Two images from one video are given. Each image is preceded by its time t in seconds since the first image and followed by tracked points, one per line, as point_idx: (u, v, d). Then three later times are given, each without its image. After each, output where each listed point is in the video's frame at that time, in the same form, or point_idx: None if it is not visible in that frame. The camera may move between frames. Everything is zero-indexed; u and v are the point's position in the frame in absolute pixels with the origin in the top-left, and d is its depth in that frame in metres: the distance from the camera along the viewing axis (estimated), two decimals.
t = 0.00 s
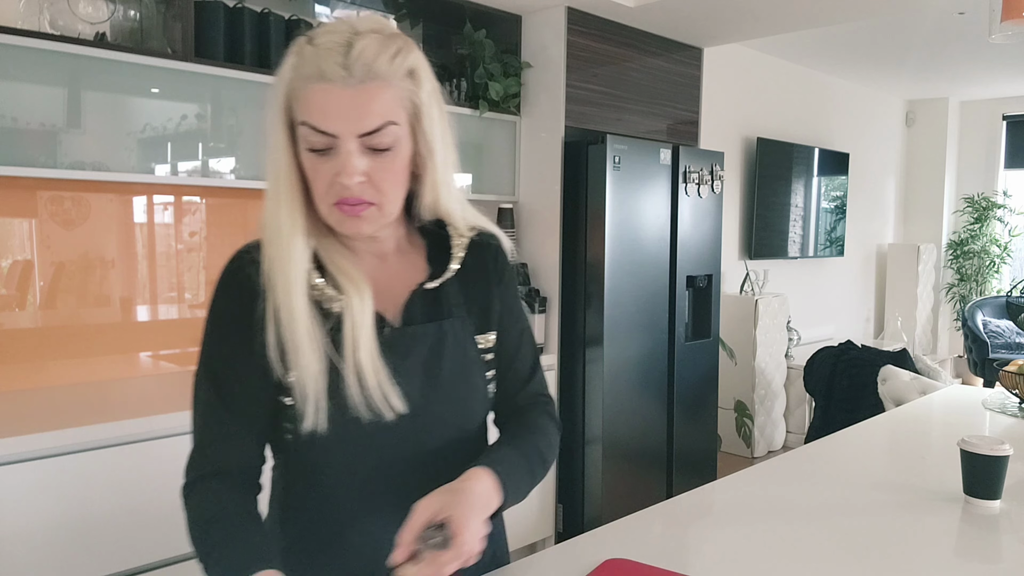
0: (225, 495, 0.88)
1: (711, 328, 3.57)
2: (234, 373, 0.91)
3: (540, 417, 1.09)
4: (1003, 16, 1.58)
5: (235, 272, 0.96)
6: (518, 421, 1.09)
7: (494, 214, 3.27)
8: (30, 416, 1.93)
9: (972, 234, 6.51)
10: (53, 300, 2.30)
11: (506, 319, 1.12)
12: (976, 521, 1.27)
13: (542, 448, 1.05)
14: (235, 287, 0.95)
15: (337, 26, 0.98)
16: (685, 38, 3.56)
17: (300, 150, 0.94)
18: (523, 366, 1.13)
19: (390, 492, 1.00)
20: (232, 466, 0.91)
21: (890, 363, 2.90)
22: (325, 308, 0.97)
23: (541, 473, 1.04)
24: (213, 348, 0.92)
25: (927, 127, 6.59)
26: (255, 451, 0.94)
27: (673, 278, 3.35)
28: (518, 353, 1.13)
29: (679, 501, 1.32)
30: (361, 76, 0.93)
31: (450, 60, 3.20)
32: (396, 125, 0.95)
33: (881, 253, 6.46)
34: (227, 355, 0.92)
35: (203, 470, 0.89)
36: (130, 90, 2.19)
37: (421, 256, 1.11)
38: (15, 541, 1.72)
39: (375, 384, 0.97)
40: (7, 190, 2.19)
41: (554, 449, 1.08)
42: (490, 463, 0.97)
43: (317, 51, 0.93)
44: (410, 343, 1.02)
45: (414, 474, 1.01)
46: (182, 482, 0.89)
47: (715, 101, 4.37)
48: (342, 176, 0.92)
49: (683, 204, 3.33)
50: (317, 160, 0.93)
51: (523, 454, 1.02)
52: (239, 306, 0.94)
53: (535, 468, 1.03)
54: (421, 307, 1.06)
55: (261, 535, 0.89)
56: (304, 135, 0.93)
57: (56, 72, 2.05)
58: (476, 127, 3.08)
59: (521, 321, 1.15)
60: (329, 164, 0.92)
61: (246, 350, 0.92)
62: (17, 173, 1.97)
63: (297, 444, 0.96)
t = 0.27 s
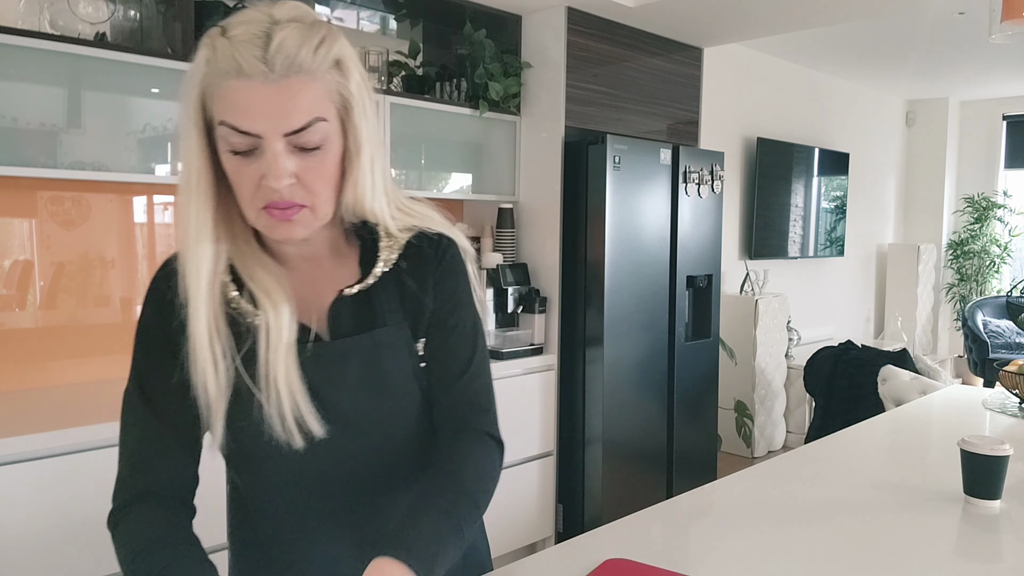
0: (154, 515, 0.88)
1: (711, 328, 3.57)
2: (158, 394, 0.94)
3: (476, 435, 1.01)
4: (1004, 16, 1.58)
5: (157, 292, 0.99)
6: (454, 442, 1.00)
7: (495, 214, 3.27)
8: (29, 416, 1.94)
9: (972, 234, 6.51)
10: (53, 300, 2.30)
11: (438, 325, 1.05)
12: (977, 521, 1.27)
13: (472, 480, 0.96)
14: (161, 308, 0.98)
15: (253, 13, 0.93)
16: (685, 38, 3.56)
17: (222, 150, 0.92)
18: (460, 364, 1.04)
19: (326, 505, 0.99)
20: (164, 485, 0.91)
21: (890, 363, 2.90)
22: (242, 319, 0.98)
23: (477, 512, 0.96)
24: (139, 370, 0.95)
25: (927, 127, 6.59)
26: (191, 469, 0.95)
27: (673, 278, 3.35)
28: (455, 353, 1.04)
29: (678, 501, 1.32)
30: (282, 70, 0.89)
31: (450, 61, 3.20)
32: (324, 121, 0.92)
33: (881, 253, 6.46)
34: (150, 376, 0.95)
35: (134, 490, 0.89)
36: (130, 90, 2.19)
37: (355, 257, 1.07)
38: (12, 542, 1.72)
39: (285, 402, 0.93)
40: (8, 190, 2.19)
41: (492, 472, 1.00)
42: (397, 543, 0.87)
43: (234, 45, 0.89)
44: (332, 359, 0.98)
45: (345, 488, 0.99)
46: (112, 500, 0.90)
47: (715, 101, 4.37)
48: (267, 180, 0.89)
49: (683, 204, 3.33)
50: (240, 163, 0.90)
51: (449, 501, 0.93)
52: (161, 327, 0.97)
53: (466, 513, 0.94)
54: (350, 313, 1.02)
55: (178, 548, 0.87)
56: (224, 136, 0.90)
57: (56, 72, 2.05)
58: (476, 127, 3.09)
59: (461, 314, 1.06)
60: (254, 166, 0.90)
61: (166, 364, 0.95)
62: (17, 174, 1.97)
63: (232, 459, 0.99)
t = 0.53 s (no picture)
0: (119, 524, 0.87)
1: (711, 328, 3.57)
2: (121, 403, 0.92)
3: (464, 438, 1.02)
4: (1004, 16, 1.58)
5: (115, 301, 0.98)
6: (441, 446, 1.01)
7: (494, 214, 3.27)
8: (29, 416, 1.94)
9: (972, 234, 6.51)
10: (53, 300, 2.30)
11: (417, 326, 1.06)
12: (977, 521, 1.27)
13: (464, 480, 0.97)
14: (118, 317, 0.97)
15: (200, 10, 0.91)
16: (685, 38, 3.56)
17: (178, 154, 0.91)
18: (442, 365, 1.05)
19: (302, 511, 1.00)
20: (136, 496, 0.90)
21: (890, 363, 2.90)
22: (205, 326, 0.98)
23: (475, 509, 0.97)
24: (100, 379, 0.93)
25: (927, 127, 6.59)
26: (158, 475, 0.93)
27: (673, 278, 3.35)
28: (436, 354, 1.05)
29: (677, 501, 1.32)
30: (241, 71, 0.88)
31: (450, 61, 3.20)
32: (286, 123, 0.92)
33: (881, 252, 6.46)
34: (112, 385, 0.93)
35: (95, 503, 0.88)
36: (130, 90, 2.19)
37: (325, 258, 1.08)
38: (11, 541, 1.72)
39: (253, 413, 0.94)
40: (7, 190, 2.19)
41: (484, 473, 1.00)
42: (407, 548, 0.88)
43: (187, 46, 0.88)
44: (303, 366, 0.98)
45: (323, 493, 1.00)
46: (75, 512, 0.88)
47: (715, 101, 4.37)
48: (230, 186, 0.90)
49: (683, 204, 3.33)
50: (200, 169, 0.90)
51: (450, 505, 0.94)
52: (122, 335, 0.96)
53: (466, 516, 0.95)
54: (324, 317, 1.03)
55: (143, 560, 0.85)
56: (181, 141, 0.90)
57: (57, 72, 2.05)
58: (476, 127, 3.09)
59: (440, 314, 1.07)
60: (216, 171, 0.90)
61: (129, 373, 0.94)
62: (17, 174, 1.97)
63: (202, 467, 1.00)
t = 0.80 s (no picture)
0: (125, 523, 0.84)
1: (711, 328, 3.57)
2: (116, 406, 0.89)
3: (465, 426, 1.03)
4: (1004, 16, 1.58)
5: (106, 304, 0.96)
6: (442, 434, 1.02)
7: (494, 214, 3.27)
8: (29, 416, 1.94)
9: (972, 234, 6.51)
10: (53, 300, 2.30)
11: (413, 322, 1.08)
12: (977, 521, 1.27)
13: (470, 466, 0.98)
14: (109, 321, 0.94)
15: (190, 9, 0.91)
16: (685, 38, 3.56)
17: (170, 156, 0.90)
18: (440, 361, 1.07)
19: (300, 513, 1.00)
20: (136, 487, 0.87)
21: (890, 363, 2.90)
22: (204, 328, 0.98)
23: (480, 492, 0.98)
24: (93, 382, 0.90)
25: (927, 127, 6.59)
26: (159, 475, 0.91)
27: (673, 278, 3.35)
28: (434, 352, 1.07)
29: (678, 501, 1.32)
30: (236, 72, 0.88)
31: (450, 61, 3.20)
32: (281, 123, 0.92)
33: (881, 252, 6.46)
34: (106, 389, 0.90)
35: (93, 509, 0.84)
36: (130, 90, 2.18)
37: (317, 258, 1.09)
38: (11, 541, 1.72)
39: (254, 412, 0.94)
40: (8, 190, 2.19)
41: (486, 461, 1.02)
42: (414, 517, 0.89)
43: (180, 47, 0.88)
44: (301, 365, 0.99)
45: (323, 494, 1.00)
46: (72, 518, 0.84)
47: (715, 101, 4.37)
48: (225, 188, 0.89)
49: (683, 204, 3.33)
50: (194, 171, 0.90)
51: (454, 482, 0.95)
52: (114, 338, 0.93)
53: (472, 497, 0.96)
54: (320, 316, 1.03)
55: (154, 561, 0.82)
56: (174, 143, 0.89)
57: (57, 72, 2.05)
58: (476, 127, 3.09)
59: (436, 312, 1.09)
60: (210, 174, 0.89)
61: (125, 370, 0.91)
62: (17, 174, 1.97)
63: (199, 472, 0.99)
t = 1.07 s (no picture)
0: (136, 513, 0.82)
1: (711, 328, 3.57)
2: (125, 392, 0.85)
3: (465, 423, 1.04)
4: (1004, 16, 1.58)
5: (107, 291, 0.93)
6: (444, 434, 1.03)
7: (494, 214, 3.27)
8: (30, 416, 1.94)
9: (972, 234, 6.51)
10: (53, 300, 2.30)
11: (413, 319, 1.08)
12: (977, 521, 1.27)
13: (473, 464, 0.99)
14: (112, 306, 0.91)
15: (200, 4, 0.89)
16: (685, 38, 3.56)
17: (175, 151, 0.89)
18: (439, 361, 1.08)
19: (301, 510, 0.99)
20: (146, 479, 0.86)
21: (890, 363, 2.90)
22: (207, 324, 0.96)
23: (483, 490, 0.99)
24: (100, 365, 0.87)
25: (927, 127, 6.59)
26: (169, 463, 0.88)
27: (673, 278, 3.35)
28: (433, 350, 1.08)
29: (678, 501, 1.32)
30: (247, 72, 0.88)
31: (450, 61, 3.20)
32: (288, 123, 0.93)
33: (881, 252, 6.46)
34: (113, 373, 0.86)
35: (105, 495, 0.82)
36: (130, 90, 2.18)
37: (315, 258, 1.09)
38: (10, 540, 1.72)
39: (258, 407, 0.93)
40: (8, 190, 2.19)
41: (487, 457, 1.03)
42: (424, 520, 0.90)
43: (190, 43, 0.87)
44: (303, 363, 0.98)
45: (323, 492, 0.99)
46: (84, 500, 0.82)
47: (715, 100, 4.37)
48: (231, 186, 0.89)
49: (683, 204, 3.33)
50: (200, 167, 0.90)
51: (460, 481, 0.96)
52: (118, 324, 0.90)
53: (477, 495, 0.98)
54: (319, 313, 1.03)
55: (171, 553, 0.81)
56: (180, 138, 0.88)
57: (57, 73, 2.05)
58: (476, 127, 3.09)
59: (433, 310, 1.10)
60: (217, 171, 0.89)
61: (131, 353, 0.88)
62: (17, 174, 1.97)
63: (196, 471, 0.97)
